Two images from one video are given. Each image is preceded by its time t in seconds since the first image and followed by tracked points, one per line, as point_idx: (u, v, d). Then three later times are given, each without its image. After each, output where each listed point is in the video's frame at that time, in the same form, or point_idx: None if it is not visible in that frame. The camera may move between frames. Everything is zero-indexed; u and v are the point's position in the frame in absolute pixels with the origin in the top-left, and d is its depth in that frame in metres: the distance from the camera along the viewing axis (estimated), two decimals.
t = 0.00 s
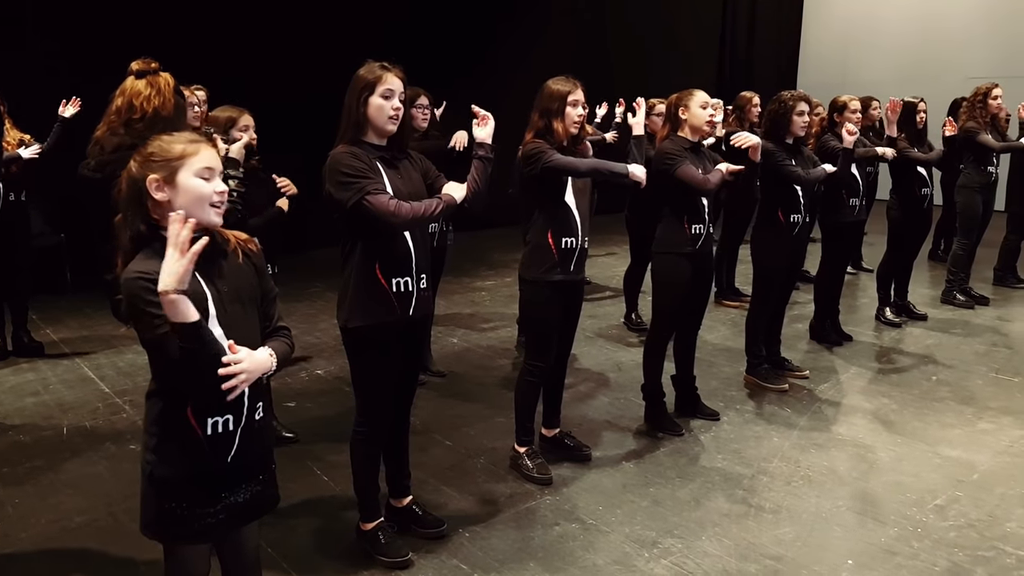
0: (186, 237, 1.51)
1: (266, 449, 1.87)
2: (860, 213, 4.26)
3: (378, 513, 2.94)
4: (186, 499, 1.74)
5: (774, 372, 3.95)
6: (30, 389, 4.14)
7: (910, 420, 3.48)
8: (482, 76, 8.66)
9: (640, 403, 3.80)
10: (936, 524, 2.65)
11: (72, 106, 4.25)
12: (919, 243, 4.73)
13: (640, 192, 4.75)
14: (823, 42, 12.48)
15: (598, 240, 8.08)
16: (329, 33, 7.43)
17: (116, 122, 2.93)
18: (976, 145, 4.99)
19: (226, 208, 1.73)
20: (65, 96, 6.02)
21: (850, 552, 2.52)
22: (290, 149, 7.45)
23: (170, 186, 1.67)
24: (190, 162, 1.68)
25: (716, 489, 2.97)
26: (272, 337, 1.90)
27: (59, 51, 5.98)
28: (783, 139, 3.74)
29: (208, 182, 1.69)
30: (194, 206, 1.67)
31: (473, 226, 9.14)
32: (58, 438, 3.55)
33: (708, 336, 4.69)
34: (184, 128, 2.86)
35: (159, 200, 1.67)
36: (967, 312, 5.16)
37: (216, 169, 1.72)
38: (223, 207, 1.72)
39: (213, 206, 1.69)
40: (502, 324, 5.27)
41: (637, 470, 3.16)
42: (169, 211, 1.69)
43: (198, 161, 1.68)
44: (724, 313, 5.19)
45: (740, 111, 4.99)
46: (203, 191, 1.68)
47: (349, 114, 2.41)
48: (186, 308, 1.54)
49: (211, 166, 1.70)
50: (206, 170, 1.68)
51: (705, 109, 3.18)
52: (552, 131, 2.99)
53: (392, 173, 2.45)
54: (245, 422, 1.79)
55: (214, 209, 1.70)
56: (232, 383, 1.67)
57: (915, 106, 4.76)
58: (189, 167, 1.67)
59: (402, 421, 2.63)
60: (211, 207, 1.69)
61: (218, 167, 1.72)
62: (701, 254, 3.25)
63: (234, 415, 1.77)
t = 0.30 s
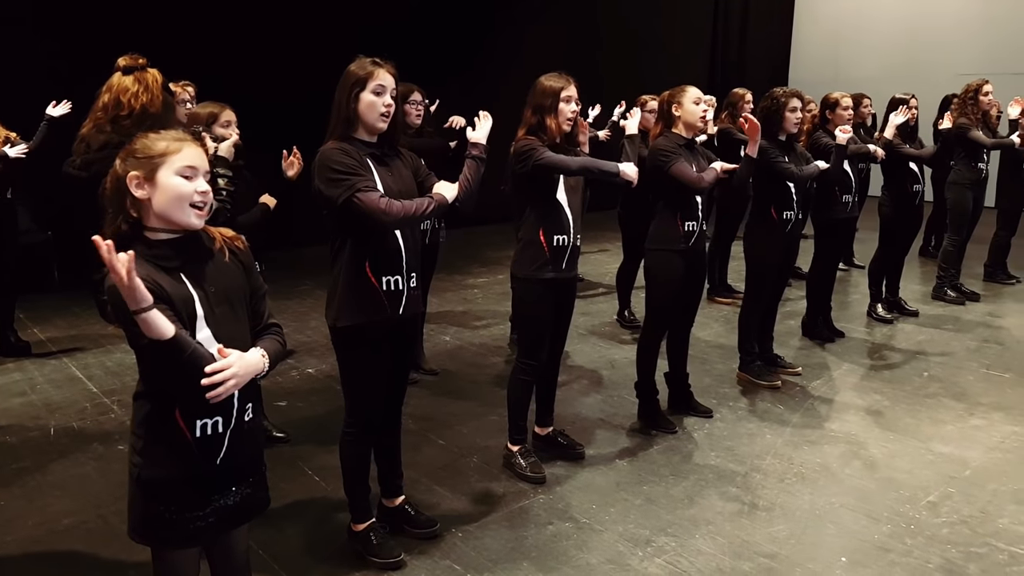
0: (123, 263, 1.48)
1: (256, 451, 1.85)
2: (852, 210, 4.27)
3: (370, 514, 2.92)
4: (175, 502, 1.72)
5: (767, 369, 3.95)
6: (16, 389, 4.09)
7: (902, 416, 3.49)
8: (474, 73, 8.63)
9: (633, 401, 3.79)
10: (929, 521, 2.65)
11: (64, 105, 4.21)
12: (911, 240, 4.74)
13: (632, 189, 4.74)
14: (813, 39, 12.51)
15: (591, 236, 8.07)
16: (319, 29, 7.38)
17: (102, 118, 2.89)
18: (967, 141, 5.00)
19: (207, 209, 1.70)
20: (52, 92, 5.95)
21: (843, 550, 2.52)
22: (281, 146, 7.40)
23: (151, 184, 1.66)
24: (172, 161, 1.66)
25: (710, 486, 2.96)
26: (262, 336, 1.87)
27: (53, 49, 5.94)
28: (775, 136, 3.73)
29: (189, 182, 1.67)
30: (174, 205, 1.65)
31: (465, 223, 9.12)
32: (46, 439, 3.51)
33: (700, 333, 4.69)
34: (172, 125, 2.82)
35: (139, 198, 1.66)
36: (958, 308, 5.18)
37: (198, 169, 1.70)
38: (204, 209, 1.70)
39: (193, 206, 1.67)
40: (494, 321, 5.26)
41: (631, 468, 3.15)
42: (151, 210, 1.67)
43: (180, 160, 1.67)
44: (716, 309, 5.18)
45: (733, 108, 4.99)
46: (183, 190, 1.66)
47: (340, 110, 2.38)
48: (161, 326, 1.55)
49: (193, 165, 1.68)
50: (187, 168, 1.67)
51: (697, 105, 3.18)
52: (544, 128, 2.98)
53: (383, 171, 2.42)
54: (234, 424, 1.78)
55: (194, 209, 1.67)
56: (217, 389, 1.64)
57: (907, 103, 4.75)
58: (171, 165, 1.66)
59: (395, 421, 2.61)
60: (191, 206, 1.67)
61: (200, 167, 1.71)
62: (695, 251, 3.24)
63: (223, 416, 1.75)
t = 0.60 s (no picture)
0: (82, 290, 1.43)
1: (245, 453, 1.82)
2: (843, 206, 4.28)
3: (362, 514, 2.90)
4: (164, 506, 1.69)
5: (758, 365, 3.95)
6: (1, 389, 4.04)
7: (893, 412, 3.50)
8: (464, 69, 8.59)
9: (625, 398, 3.79)
10: (921, 517, 2.66)
11: (43, 99, 4.15)
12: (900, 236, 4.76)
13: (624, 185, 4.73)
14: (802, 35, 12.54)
15: (582, 233, 8.05)
16: (308, 24, 7.32)
17: (87, 114, 2.84)
18: (955, 138, 5.02)
19: (191, 208, 1.68)
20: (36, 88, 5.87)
21: (835, 546, 2.52)
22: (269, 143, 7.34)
23: (132, 183, 1.63)
24: (153, 160, 1.64)
25: (703, 483, 2.96)
26: (251, 336, 1.85)
27: (37, 43, 5.87)
28: (767, 133, 3.73)
29: (171, 180, 1.65)
30: (156, 204, 1.62)
31: (456, 220, 9.09)
32: (31, 440, 3.46)
33: (691, 330, 4.69)
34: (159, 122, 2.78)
35: (121, 198, 1.63)
36: (947, 303, 5.21)
37: (181, 167, 1.67)
38: (188, 207, 1.67)
39: (175, 205, 1.64)
40: (485, 318, 5.24)
41: (624, 465, 3.15)
42: (134, 210, 1.64)
43: (161, 158, 1.64)
44: (707, 305, 5.19)
45: (724, 104, 4.97)
46: (164, 189, 1.63)
47: (329, 105, 2.35)
48: (160, 327, 1.53)
49: (175, 163, 1.66)
50: (168, 167, 1.64)
51: (690, 101, 3.17)
52: (535, 124, 2.96)
53: (372, 168, 2.40)
54: (224, 426, 1.75)
55: (178, 208, 1.65)
56: (199, 394, 1.61)
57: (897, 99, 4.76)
58: (152, 164, 1.63)
59: (386, 421, 2.60)
60: (174, 206, 1.64)
61: (182, 165, 1.67)
62: (687, 248, 3.23)
63: (212, 419, 1.72)
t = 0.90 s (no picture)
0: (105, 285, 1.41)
1: (233, 454, 1.80)
2: (832, 202, 4.30)
3: (352, 514, 2.88)
4: (150, 510, 1.66)
5: (749, 361, 3.96)
6: None
7: (883, 408, 3.51)
8: (452, 65, 8.55)
9: (616, 394, 3.79)
10: (911, 512, 2.67)
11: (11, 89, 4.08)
12: (889, 231, 4.78)
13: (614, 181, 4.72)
14: (790, 30, 12.57)
15: (572, 229, 8.04)
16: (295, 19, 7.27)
17: (71, 111, 2.80)
18: (942, 134, 5.06)
19: (175, 206, 1.64)
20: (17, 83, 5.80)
21: (827, 542, 2.53)
22: (256, 140, 7.29)
23: (115, 183, 1.60)
24: (135, 158, 1.61)
25: (694, 480, 2.96)
26: (240, 337, 1.83)
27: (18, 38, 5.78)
28: (756, 130, 3.74)
29: (153, 179, 1.61)
30: (139, 204, 1.59)
31: (445, 216, 9.06)
32: (15, 441, 3.42)
33: (682, 326, 4.69)
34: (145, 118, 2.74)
35: (104, 199, 1.60)
36: (935, 298, 5.24)
37: (164, 165, 1.64)
38: (172, 206, 1.64)
39: (159, 204, 1.61)
40: (476, 315, 5.22)
41: (615, 462, 3.14)
42: (117, 210, 1.61)
43: (143, 156, 1.61)
44: (697, 301, 5.19)
45: (713, 100, 4.99)
46: (147, 189, 1.60)
47: (315, 101, 2.32)
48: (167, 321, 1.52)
49: (156, 161, 1.62)
50: (150, 165, 1.61)
51: (680, 97, 3.16)
52: (523, 120, 2.94)
53: (359, 166, 2.38)
54: (211, 428, 1.72)
55: (161, 207, 1.61)
56: (181, 395, 1.58)
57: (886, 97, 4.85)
58: (133, 163, 1.60)
59: (377, 420, 2.58)
60: (157, 205, 1.61)
61: (165, 163, 1.64)
62: (678, 245, 3.23)
63: (199, 420, 1.70)
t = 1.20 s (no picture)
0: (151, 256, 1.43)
1: (221, 456, 1.77)
2: (821, 198, 4.31)
3: (342, 514, 2.86)
4: (136, 514, 1.64)
5: (738, 357, 3.96)
6: None
7: (871, 403, 3.53)
8: (440, 60, 8.51)
9: (606, 391, 3.78)
10: (901, 507, 2.69)
11: None
12: (876, 227, 4.80)
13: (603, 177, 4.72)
14: (776, 26, 12.61)
15: (561, 226, 8.03)
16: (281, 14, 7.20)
17: (53, 107, 2.75)
18: (926, 132, 5.06)
19: (161, 204, 1.62)
20: None
21: (818, 538, 2.54)
22: (241, 136, 7.22)
23: (98, 182, 1.57)
24: (118, 156, 1.58)
25: (684, 477, 2.97)
26: (232, 337, 1.80)
27: None
28: (744, 125, 3.73)
29: (137, 177, 1.58)
30: (123, 203, 1.56)
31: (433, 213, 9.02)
32: None
33: (671, 322, 4.69)
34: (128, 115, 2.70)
35: (89, 197, 1.58)
36: (922, 293, 5.28)
37: (148, 163, 1.60)
38: (158, 203, 1.61)
39: (143, 203, 1.58)
40: (465, 312, 5.20)
41: (606, 459, 3.13)
42: (102, 208, 1.59)
43: (127, 154, 1.58)
44: (686, 297, 5.20)
45: (700, 96, 5.00)
46: (131, 188, 1.57)
47: (298, 98, 2.30)
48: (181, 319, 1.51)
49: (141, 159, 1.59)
50: (134, 163, 1.57)
51: (669, 94, 3.16)
52: (509, 115, 2.92)
53: (344, 163, 2.35)
54: (197, 430, 1.70)
55: (146, 205, 1.59)
56: (167, 395, 1.52)
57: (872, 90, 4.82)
58: (117, 161, 1.57)
59: (366, 419, 2.56)
60: (142, 203, 1.58)
61: (150, 160, 1.61)
62: (668, 241, 3.22)
63: (185, 423, 1.67)
